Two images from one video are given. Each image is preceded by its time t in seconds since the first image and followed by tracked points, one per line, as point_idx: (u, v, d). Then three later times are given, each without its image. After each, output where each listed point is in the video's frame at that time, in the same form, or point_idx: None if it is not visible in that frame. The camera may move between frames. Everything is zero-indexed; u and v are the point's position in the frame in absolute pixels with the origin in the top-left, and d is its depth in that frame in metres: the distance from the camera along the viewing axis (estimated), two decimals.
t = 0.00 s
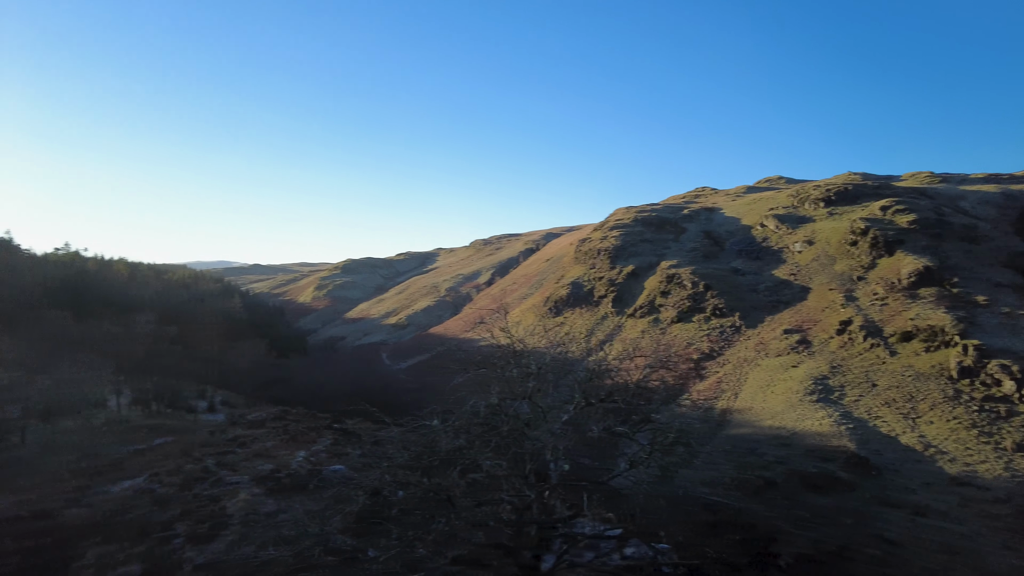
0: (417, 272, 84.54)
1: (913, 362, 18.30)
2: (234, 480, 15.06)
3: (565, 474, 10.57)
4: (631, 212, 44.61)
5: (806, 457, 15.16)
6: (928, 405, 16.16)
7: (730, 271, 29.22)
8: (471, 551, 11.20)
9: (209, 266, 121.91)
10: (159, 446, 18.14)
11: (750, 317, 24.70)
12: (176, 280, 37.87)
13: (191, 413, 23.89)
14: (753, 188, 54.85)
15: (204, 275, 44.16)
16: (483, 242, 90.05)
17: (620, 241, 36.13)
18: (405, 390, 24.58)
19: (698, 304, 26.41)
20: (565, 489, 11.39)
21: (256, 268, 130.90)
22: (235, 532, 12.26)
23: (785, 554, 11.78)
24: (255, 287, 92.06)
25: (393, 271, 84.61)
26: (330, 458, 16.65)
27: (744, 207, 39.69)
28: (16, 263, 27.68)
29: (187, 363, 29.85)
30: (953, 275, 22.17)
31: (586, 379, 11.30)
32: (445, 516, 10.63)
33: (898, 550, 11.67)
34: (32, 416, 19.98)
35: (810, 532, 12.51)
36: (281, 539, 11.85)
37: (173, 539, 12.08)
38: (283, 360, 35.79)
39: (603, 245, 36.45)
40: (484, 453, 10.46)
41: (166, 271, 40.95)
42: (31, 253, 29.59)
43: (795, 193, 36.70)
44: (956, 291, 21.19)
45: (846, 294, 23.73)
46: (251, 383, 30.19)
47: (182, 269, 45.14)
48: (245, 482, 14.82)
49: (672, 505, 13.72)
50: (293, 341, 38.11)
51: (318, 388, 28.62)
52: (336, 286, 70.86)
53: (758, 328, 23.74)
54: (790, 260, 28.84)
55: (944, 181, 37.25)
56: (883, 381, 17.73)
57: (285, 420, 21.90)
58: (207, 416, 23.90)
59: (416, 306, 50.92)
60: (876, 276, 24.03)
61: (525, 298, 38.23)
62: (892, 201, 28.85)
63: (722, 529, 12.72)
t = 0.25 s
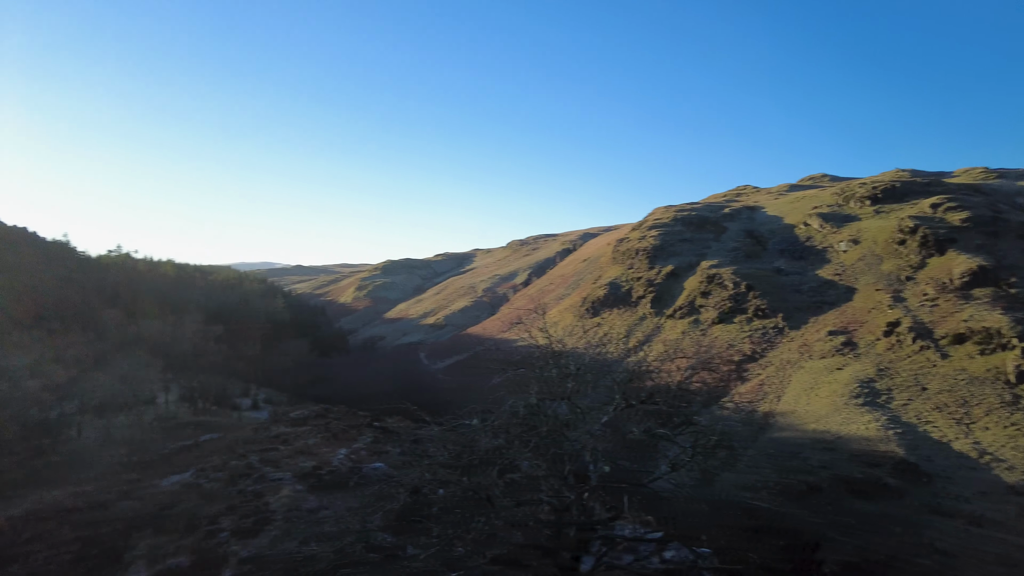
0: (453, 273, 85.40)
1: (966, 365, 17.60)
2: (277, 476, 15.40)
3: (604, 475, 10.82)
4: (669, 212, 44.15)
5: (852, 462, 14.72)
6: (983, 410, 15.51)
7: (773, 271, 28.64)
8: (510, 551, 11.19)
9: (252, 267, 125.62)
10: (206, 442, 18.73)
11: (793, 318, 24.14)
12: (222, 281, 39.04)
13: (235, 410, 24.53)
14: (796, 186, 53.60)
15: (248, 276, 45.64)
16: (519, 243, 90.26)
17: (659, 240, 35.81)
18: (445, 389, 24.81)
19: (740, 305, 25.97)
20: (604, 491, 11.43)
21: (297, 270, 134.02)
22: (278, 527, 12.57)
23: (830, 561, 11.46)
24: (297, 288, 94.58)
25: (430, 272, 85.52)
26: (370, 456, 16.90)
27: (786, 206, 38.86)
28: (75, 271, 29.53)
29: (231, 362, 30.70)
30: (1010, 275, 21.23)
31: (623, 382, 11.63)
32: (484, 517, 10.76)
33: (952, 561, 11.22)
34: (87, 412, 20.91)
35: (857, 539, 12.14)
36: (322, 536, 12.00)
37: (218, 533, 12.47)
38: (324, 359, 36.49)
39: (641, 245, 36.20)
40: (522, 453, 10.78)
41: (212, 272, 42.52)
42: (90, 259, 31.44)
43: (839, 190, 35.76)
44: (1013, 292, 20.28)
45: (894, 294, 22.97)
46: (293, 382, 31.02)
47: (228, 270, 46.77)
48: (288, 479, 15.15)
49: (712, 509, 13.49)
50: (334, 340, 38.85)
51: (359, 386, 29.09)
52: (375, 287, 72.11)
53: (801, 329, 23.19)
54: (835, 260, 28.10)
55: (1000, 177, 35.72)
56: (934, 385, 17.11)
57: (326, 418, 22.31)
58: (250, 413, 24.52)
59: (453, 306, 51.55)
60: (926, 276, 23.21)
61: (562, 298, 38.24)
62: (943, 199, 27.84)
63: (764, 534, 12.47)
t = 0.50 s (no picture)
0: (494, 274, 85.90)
1: None
2: (323, 473, 15.71)
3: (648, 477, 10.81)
4: (715, 210, 43.60)
5: (908, 469, 14.15)
6: None
7: (822, 271, 27.90)
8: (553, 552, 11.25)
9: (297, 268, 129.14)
10: (255, 438, 19.27)
11: (844, 319, 23.44)
12: (272, 282, 40.32)
13: (283, 408, 25.20)
14: (848, 183, 51.97)
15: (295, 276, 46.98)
16: (560, 243, 90.23)
17: (704, 240, 35.49)
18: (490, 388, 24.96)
19: (789, 305, 25.44)
20: (649, 494, 11.35)
21: (342, 271, 137.14)
22: (324, 523, 12.83)
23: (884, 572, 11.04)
24: (342, 288, 96.92)
25: (472, 272, 86.34)
26: (413, 454, 17.08)
27: (837, 203, 37.77)
28: (135, 271, 31.28)
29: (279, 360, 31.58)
30: None
31: (668, 383, 11.54)
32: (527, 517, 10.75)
33: None
34: (144, 407, 21.82)
35: (913, 549, 11.66)
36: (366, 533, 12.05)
37: (266, 527, 12.79)
38: (369, 357, 37.18)
39: (686, 244, 35.93)
40: (564, 456, 10.88)
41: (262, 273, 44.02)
42: (149, 261, 33.20)
43: (894, 187, 34.54)
44: None
45: (952, 294, 22.03)
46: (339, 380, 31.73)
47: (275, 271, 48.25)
48: (333, 475, 15.44)
49: (761, 514, 13.17)
50: (379, 340, 39.56)
51: (404, 384, 29.49)
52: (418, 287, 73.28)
53: (852, 331, 22.50)
54: (888, 259, 27.14)
55: None
56: (997, 389, 16.25)
57: (371, 416, 22.67)
58: (297, 410, 25.12)
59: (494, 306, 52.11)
60: (988, 275, 22.18)
61: (604, 298, 38.10)
62: (1007, 194, 26.61)
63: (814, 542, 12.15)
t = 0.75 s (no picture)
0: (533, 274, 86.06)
1: None
2: (366, 469, 15.98)
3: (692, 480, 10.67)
4: (760, 208, 42.97)
5: (967, 477, 13.58)
6: None
7: (874, 270, 27.06)
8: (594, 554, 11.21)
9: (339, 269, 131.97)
10: (301, 435, 19.75)
11: (896, 320, 22.66)
12: (318, 283, 41.54)
13: (328, 405, 25.75)
14: (901, 179, 50.23)
15: (338, 276, 48.10)
16: (601, 243, 90.04)
17: (749, 238, 35.12)
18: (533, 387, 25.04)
19: (838, 305, 24.79)
20: (691, 496, 11.27)
21: (383, 272, 139.84)
22: (367, 520, 13.02)
23: None
24: (383, 287, 98.67)
25: (512, 272, 86.87)
26: (454, 452, 17.22)
27: (889, 200, 36.59)
28: (181, 275, 33.16)
29: (324, 358, 32.34)
30: None
31: (714, 385, 11.35)
32: (568, 518, 10.65)
33: None
34: (195, 403, 22.60)
35: (972, 559, 11.16)
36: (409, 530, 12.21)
37: (312, 522, 13.06)
38: (411, 356, 37.73)
39: (731, 243, 35.60)
40: (605, 457, 10.79)
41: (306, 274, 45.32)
42: (195, 265, 35.01)
43: (950, 182, 33.27)
44: None
45: (1014, 294, 21.05)
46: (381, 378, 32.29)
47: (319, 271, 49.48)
48: (376, 472, 15.67)
49: (808, 519, 12.84)
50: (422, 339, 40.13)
51: (446, 383, 29.81)
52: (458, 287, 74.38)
53: (905, 332, 21.74)
54: (944, 257, 26.11)
55: None
56: None
57: (413, 414, 22.96)
58: (342, 408, 25.64)
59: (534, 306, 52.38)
60: None
61: (646, 298, 37.85)
62: None
63: (865, 548, 11.79)
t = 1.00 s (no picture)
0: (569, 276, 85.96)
1: None
2: (405, 467, 16.17)
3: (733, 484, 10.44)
4: (803, 206, 42.49)
5: None
6: None
7: (923, 269, 26.15)
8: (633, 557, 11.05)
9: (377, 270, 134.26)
10: (341, 432, 20.10)
11: (947, 321, 21.84)
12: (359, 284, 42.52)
13: (368, 402, 26.23)
14: (954, 176, 48.34)
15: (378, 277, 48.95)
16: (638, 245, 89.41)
17: (793, 237, 35.08)
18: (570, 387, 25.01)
19: (885, 306, 24.10)
20: (732, 500, 11.02)
21: (421, 274, 141.98)
22: (405, 517, 13.17)
23: None
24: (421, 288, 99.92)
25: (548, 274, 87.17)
26: (491, 452, 17.29)
27: (940, 197, 35.29)
28: (220, 275, 34.94)
29: (363, 357, 32.98)
30: None
31: (756, 387, 11.14)
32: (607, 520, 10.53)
33: None
34: (240, 399, 23.27)
35: None
36: (446, 528, 12.28)
37: (351, 519, 13.27)
38: (449, 356, 38.12)
39: (774, 242, 35.71)
40: (643, 459, 10.55)
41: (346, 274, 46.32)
42: (236, 269, 36.69)
43: (1006, 177, 31.89)
44: None
45: None
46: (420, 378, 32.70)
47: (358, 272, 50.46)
48: (415, 470, 15.84)
49: (855, 526, 12.46)
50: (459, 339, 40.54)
51: (483, 382, 30.00)
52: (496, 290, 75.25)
53: (958, 333, 20.93)
54: (1000, 256, 25.03)
55: None
56: None
57: (451, 413, 23.16)
58: (381, 405, 26.08)
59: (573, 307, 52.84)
60: None
61: (686, 297, 37.88)
62: None
63: (917, 559, 11.35)
